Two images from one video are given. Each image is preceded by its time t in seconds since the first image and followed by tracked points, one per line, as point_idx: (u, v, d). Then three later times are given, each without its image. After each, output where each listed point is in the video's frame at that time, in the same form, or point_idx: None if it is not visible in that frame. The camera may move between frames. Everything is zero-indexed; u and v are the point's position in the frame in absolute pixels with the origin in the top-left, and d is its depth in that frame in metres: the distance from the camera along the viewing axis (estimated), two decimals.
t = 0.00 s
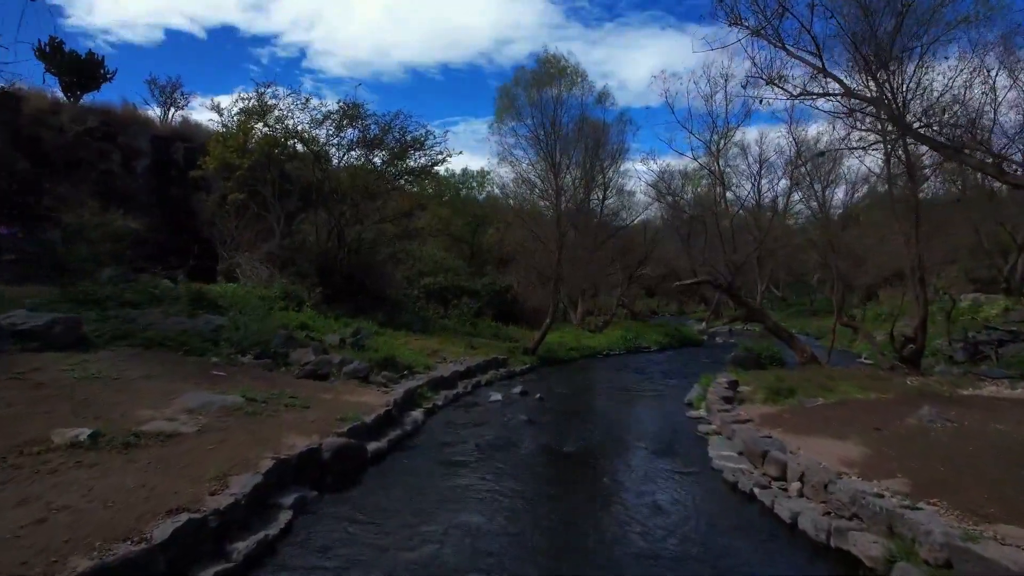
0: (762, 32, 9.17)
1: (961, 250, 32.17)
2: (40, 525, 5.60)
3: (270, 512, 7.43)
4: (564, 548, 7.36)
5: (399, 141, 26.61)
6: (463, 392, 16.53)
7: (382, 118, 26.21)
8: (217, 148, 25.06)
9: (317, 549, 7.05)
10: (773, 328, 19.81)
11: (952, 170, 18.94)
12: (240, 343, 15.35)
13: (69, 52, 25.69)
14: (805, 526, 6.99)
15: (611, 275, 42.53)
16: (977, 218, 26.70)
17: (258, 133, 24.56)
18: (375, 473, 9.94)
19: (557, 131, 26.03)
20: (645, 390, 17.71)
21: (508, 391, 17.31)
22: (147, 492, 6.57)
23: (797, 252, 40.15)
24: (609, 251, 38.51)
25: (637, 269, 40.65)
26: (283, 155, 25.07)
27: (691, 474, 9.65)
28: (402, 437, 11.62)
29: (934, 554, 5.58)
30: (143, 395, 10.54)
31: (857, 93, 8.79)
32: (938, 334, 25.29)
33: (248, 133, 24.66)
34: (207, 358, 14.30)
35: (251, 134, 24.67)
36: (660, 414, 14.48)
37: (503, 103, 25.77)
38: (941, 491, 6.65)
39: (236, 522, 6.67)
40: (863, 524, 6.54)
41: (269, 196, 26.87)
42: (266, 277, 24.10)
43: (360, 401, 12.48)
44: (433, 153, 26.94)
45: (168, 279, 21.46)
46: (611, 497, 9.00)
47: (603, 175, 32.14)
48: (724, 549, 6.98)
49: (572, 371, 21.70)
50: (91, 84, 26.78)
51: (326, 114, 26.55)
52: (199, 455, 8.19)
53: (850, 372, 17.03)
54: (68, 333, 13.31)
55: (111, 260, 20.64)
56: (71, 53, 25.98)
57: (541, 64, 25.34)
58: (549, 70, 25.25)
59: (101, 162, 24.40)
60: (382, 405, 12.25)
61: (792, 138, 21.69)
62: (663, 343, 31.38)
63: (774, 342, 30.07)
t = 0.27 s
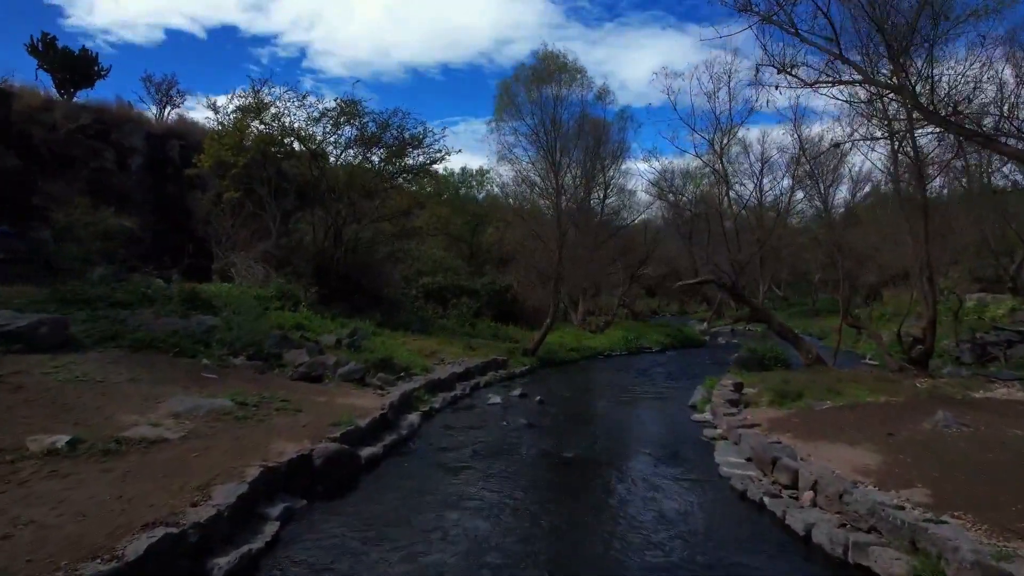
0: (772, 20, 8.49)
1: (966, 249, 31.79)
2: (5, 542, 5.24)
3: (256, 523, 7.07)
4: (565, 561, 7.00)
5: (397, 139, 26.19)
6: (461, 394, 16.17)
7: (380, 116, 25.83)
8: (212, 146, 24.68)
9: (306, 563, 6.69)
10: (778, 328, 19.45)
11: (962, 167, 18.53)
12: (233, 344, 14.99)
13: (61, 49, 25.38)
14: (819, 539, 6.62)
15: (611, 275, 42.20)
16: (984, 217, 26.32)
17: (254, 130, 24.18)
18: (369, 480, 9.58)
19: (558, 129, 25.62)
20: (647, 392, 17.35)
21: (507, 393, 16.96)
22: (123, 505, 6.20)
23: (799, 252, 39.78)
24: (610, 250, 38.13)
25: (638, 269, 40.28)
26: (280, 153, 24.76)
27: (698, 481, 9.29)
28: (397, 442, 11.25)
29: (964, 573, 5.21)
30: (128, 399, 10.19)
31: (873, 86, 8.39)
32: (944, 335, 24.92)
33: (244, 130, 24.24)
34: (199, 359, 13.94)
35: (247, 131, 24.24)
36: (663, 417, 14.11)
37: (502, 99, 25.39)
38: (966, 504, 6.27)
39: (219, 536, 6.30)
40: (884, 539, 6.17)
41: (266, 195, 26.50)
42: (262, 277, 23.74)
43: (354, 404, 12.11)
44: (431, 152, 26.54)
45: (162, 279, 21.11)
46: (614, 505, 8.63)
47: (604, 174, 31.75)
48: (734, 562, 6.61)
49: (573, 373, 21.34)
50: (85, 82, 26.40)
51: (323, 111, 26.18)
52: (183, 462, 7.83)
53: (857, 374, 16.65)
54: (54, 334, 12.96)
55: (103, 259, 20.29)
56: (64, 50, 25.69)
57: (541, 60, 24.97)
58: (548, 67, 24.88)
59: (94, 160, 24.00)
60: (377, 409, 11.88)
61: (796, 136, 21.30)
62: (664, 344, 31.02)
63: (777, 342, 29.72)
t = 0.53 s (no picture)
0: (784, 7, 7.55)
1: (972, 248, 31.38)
2: None
3: (238, 538, 6.67)
4: None
5: (395, 136, 25.76)
6: (459, 397, 15.77)
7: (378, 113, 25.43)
8: (207, 143, 24.27)
9: None
10: (783, 329, 19.04)
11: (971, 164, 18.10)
12: (224, 346, 14.59)
13: (54, 44, 24.97)
14: (839, 556, 6.20)
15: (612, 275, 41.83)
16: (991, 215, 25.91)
17: (249, 127, 23.87)
18: (362, 489, 9.17)
19: (558, 126, 25.19)
20: (649, 395, 16.94)
21: (507, 396, 16.55)
22: (92, 520, 5.80)
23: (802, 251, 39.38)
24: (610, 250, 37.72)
25: (639, 268, 39.86)
26: (276, 151, 24.57)
27: (705, 490, 8.88)
28: (391, 448, 10.84)
29: None
30: (112, 403, 9.79)
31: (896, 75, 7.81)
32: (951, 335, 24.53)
33: (239, 128, 23.92)
34: (189, 361, 13.54)
35: (242, 129, 23.93)
36: (666, 421, 13.71)
37: (501, 96, 24.96)
38: (996, 520, 5.86)
39: (197, 553, 5.90)
40: (910, 558, 5.75)
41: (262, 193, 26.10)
42: (258, 277, 23.35)
43: (348, 409, 11.70)
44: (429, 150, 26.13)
45: (155, 279, 20.73)
46: (618, 516, 8.21)
47: (605, 173, 31.32)
48: None
49: (574, 374, 20.94)
50: (77, 78, 25.97)
51: (319, 108, 25.79)
52: (162, 472, 7.42)
53: (865, 376, 16.24)
54: (39, 335, 12.55)
55: (95, 259, 19.89)
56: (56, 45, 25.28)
57: (540, 56, 24.55)
58: (548, 63, 24.45)
59: (86, 157, 23.40)
60: (371, 413, 11.46)
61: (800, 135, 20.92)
62: (666, 344, 30.63)
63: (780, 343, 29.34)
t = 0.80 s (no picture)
0: None
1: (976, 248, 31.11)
2: None
3: (223, 551, 6.36)
4: None
5: (394, 134, 25.42)
6: (457, 400, 15.47)
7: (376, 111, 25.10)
8: (203, 142, 23.96)
9: None
10: (786, 330, 18.73)
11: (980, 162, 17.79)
12: (217, 347, 14.29)
13: (47, 41, 24.64)
14: (855, 571, 5.88)
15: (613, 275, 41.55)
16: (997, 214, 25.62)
17: (246, 126, 23.55)
18: (356, 496, 8.86)
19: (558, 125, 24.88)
20: (651, 397, 16.63)
21: (506, 398, 16.25)
22: (66, 535, 5.50)
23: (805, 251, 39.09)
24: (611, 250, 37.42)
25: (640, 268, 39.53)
26: (274, 150, 24.25)
27: (712, 498, 8.57)
28: (386, 453, 10.51)
29: None
30: (97, 408, 9.47)
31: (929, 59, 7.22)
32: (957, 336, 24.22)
33: (236, 126, 23.62)
34: (180, 363, 13.23)
35: (239, 127, 23.64)
36: (669, 425, 13.41)
37: (501, 94, 24.64)
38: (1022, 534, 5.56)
39: (178, 569, 5.59)
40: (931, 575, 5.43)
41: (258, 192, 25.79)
42: (254, 277, 23.05)
43: (342, 413, 11.39)
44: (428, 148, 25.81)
45: (149, 279, 20.44)
46: (621, 526, 7.90)
47: (605, 172, 30.97)
48: None
49: (574, 376, 20.65)
50: (71, 76, 25.63)
51: (316, 106, 25.48)
52: (145, 480, 7.10)
53: (872, 378, 15.94)
54: (26, 337, 12.24)
55: (88, 259, 19.59)
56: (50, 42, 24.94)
57: (540, 53, 24.23)
58: (548, 60, 24.12)
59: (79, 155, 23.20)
60: (367, 417, 11.14)
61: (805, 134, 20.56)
62: (667, 345, 30.32)
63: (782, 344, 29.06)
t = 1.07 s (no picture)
0: None
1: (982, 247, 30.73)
2: None
3: (205, 568, 6.01)
4: None
5: (392, 132, 25.04)
6: (455, 403, 15.10)
7: (374, 108, 24.73)
8: (198, 140, 23.60)
9: None
10: (792, 331, 18.36)
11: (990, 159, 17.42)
12: (209, 349, 13.92)
13: (40, 38, 24.28)
14: None
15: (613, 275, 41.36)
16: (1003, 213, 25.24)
17: (241, 123, 23.19)
18: (348, 506, 8.49)
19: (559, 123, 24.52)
20: (654, 400, 16.25)
21: (505, 401, 15.88)
22: (33, 554, 5.17)
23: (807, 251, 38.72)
24: (612, 249, 37.06)
25: (641, 268, 39.15)
26: (270, 149, 23.89)
27: (719, 508, 8.20)
28: (381, 461, 10.13)
29: None
30: (79, 413, 9.11)
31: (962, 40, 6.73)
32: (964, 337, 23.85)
33: (231, 124, 23.25)
34: (170, 366, 12.87)
35: (235, 125, 23.26)
36: (673, 429, 13.04)
37: (500, 91, 24.28)
38: None
39: None
40: None
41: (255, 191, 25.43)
42: (250, 277, 22.69)
43: (335, 417, 11.02)
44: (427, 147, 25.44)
45: (142, 279, 20.08)
46: (625, 537, 7.54)
47: (606, 171, 30.59)
48: None
49: (575, 378, 20.28)
50: (65, 73, 25.26)
51: (313, 104, 25.11)
52: (124, 491, 6.74)
53: (880, 381, 15.57)
54: (10, 339, 11.89)
55: (80, 259, 19.24)
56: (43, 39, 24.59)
57: (540, 49, 23.87)
58: (548, 57, 23.76)
59: (72, 154, 22.87)
60: (361, 423, 10.77)
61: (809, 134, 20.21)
62: (669, 346, 29.96)
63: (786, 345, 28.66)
